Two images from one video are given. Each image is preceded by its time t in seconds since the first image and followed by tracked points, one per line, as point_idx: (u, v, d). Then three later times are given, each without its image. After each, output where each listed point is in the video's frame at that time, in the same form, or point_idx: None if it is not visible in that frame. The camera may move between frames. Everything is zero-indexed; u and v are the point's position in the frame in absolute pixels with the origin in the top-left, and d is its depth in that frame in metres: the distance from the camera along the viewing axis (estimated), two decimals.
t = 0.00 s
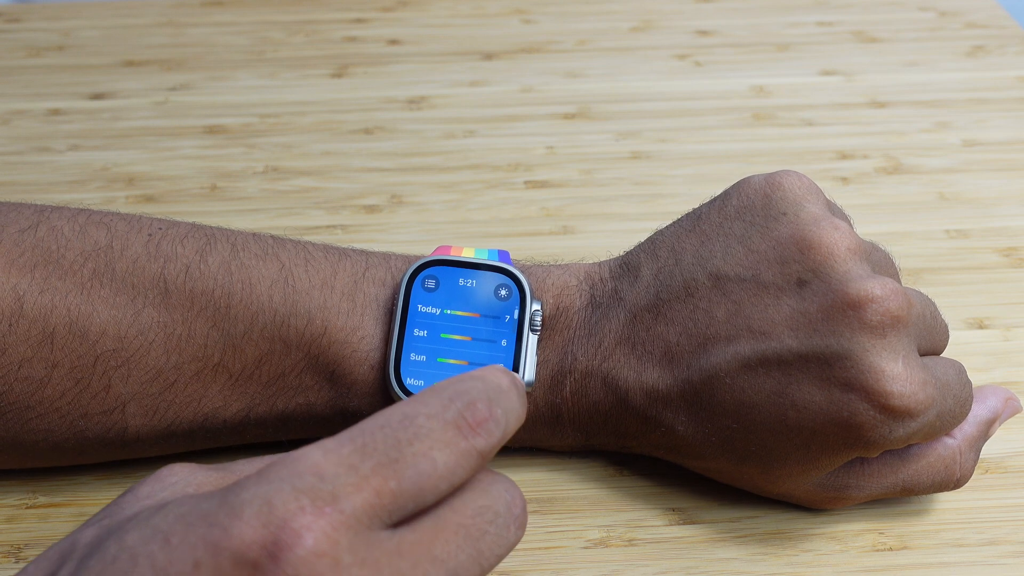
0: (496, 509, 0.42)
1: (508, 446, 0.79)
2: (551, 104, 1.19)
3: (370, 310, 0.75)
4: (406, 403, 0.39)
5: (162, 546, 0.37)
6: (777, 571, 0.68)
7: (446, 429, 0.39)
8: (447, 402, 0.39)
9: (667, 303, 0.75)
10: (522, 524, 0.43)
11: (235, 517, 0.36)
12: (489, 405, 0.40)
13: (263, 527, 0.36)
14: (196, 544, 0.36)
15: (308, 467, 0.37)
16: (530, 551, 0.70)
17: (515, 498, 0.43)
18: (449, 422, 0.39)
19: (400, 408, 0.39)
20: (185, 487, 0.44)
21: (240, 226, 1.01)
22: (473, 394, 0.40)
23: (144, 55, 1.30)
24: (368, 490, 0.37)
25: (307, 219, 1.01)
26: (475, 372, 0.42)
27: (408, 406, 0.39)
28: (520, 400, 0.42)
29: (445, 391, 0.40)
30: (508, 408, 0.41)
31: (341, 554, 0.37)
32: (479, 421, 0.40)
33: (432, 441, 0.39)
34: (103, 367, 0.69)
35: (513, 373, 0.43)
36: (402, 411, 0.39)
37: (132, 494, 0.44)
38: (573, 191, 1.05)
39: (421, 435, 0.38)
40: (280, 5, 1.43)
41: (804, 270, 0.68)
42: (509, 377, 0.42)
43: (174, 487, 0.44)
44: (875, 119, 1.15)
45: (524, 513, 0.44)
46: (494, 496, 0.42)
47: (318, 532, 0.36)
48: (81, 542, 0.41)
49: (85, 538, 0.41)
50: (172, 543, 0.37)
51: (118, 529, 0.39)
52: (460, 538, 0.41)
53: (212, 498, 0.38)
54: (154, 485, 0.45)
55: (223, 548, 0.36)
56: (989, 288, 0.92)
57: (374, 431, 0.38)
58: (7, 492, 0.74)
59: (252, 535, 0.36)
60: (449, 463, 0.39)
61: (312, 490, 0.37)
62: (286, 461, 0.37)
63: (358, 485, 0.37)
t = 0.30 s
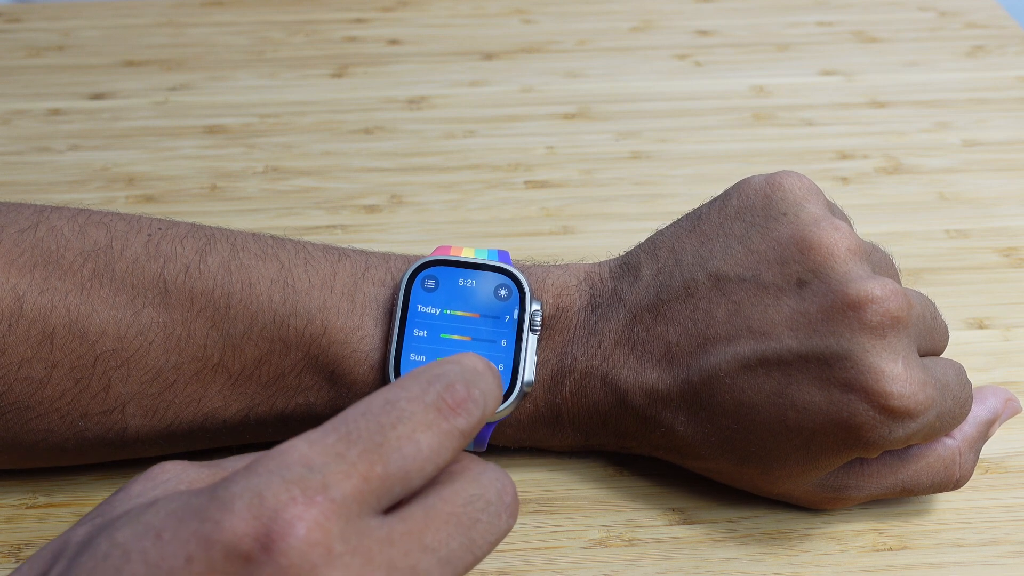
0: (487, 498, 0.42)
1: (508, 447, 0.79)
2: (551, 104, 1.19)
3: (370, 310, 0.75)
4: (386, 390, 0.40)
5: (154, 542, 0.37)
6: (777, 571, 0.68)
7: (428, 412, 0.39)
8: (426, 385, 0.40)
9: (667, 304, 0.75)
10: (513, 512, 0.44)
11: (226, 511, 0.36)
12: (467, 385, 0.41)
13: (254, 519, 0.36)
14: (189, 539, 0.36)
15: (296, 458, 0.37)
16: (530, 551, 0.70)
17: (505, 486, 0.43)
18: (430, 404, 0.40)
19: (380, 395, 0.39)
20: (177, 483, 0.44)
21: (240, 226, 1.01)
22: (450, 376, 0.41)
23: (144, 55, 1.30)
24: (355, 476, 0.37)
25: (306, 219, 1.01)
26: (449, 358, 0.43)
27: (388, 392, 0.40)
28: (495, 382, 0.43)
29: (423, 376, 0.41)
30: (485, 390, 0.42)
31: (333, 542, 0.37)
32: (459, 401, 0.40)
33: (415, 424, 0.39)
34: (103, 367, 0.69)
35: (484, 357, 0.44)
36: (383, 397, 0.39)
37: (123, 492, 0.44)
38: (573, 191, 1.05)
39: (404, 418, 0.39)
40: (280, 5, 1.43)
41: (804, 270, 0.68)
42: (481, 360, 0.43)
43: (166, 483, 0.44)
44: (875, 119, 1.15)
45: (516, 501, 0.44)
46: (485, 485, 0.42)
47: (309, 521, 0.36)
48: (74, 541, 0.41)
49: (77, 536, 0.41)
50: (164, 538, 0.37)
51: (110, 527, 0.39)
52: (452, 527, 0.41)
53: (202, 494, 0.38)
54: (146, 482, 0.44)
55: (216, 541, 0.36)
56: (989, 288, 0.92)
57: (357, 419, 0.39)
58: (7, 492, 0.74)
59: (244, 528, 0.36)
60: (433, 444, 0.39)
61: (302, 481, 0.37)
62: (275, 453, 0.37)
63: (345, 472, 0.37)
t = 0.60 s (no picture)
0: (478, 484, 0.43)
1: (509, 447, 0.79)
2: (551, 104, 1.19)
3: (370, 310, 0.75)
4: (370, 381, 0.40)
5: (150, 535, 0.37)
6: (777, 572, 0.68)
7: (413, 398, 0.40)
8: (408, 373, 0.40)
9: (667, 306, 0.75)
10: (504, 498, 0.44)
11: (222, 500, 0.36)
12: (448, 373, 0.41)
13: (251, 508, 0.36)
14: (185, 530, 0.36)
15: (290, 447, 0.37)
16: (530, 551, 0.70)
17: (495, 473, 0.44)
18: (413, 390, 0.40)
19: (365, 385, 0.40)
20: (169, 480, 0.44)
21: (240, 226, 1.01)
22: (431, 364, 0.41)
23: (144, 55, 1.30)
24: (347, 462, 0.37)
25: (307, 219, 1.01)
26: (428, 350, 0.43)
27: (372, 381, 0.40)
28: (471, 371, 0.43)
29: (406, 365, 0.41)
30: (466, 378, 0.42)
31: (328, 528, 0.37)
32: (441, 389, 0.41)
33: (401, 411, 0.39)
34: (103, 367, 0.69)
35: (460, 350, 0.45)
36: (369, 387, 0.39)
37: (114, 490, 0.44)
38: (573, 191, 1.05)
39: (390, 405, 0.39)
40: (280, 5, 1.43)
41: (805, 273, 0.68)
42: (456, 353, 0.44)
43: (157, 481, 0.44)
44: (875, 119, 1.15)
45: (506, 488, 0.45)
46: (475, 471, 0.43)
47: (305, 507, 0.36)
48: (66, 538, 0.40)
49: (71, 532, 0.41)
50: (161, 530, 0.37)
51: (103, 522, 0.39)
52: (445, 513, 0.41)
53: (197, 485, 0.38)
54: (136, 479, 0.44)
55: (213, 531, 0.36)
56: (989, 289, 0.92)
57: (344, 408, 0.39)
58: (7, 492, 0.74)
59: (241, 517, 0.36)
60: (419, 430, 0.39)
61: (296, 468, 0.37)
62: (267, 443, 0.37)
63: (338, 458, 0.37)
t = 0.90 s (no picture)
0: (478, 478, 0.43)
1: (509, 447, 0.79)
2: (551, 104, 1.19)
3: (370, 309, 0.75)
4: (372, 369, 0.39)
5: (153, 533, 0.37)
6: (777, 572, 0.68)
7: (414, 389, 0.39)
8: (410, 363, 0.39)
9: (667, 304, 0.75)
10: (504, 491, 0.44)
11: (225, 500, 0.37)
12: (451, 358, 0.40)
13: (254, 506, 0.37)
14: (189, 528, 0.37)
15: (291, 444, 0.37)
16: (530, 551, 0.70)
17: (495, 467, 0.44)
18: (414, 381, 0.39)
19: (367, 375, 0.39)
20: (166, 478, 0.45)
21: (240, 226, 1.01)
22: (434, 351, 0.40)
23: (144, 55, 1.30)
24: (349, 458, 0.37)
25: (307, 219, 1.01)
26: (440, 329, 0.41)
27: (374, 372, 0.39)
28: (487, 352, 0.41)
29: (408, 351, 0.40)
30: (471, 362, 0.40)
31: (331, 525, 0.38)
32: (443, 376, 0.39)
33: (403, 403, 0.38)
34: (103, 367, 0.69)
35: (481, 323, 0.43)
36: (367, 376, 0.39)
37: (112, 488, 0.44)
38: (573, 191, 1.05)
39: (390, 398, 0.38)
40: (280, 5, 1.43)
41: (804, 271, 0.68)
42: (475, 329, 0.42)
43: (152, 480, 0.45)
44: (875, 119, 1.15)
45: (506, 482, 0.45)
46: (475, 465, 0.43)
47: (308, 505, 0.37)
48: (66, 538, 0.41)
49: (70, 532, 0.41)
50: (163, 529, 0.37)
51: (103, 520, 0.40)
52: (445, 507, 0.41)
53: (199, 484, 0.38)
54: (132, 478, 0.44)
55: (216, 529, 0.37)
56: (988, 288, 0.92)
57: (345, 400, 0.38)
58: (7, 492, 0.74)
59: (244, 514, 0.37)
60: (419, 422, 0.38)
61: (298, 466, 0.37)
62: (268, 441, 0.38)
63: (339, 454, 0.37)
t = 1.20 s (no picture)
0: (491, 495, 0.43)
1: (509, 446, 0.79)
2: (551, 104, 1.19)
3: (370, 310, 0.75)
4: (398, 387, 0.40)
5: (165, 536, 0.37)
6: (777, 572, 0.68)
7: (437, 411, 0.39)
8: (436, 383, 0.39)
9: (666, 303, 0.75)
10: (516, 508, 0.44)
11: (238, 505, 0.37)
12: (477, 383, 0.40)
13: (267, 513, 0.37)
14: (201, 533, 0.37)
15: (307, 454, 0.37)
16: (530, 551, 0.70)
17: (507, 484, 0.44)
18: (438, 403, 0.39)
19: (391, 392, 0.39)
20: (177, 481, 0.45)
21: (240, 226, 1.01)
22: (462, 374, 0.40)
23: (144, 55, 1.30)
24: (364, 473, 0.37)
25: (307, 219, 1.01)
26: (466, 352, 0.42)
27: (398, 390, 0.39)
28: (512, 377, 0.42)
29: (434, 373, 0.40)
30: (498, 387, 0.41)
31: (342, 537, 0.38)
32: (469, 401, 0.40)
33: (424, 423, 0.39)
34: (102, 367, 0.69)
35: (507, 348, 0.42)
36: (391, 395, 0.39)
37: (125, 489, 0.44)
38: (573, 191, 1.05)
39: (412, 418, 0.38)
40: (280, 6, 1.43)
41: (803, 270, 0.68)
42: (501, 354, 0.42)
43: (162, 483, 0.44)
44: (875, 119, 1.15)
45: (518, 499, 0.45)
46: (488, 482, 0.43)
47: (320, 516, 0.37)
48: (77, 538, 0.41)
49: (82, 532, 0.41)
50: (175, 532, 0.37)
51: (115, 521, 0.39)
52: (457, 523, 0.41)
53: (212, 487, 0.38)
54: (145, 479, 0.44)
55: (229, 534, 0.37)
56: (988, 289, 0.92)
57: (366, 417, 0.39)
58: (7, 493, 0.74)
59: (256, 520, 0.37)
60: (440, 444, 0.39)
61: (312, 476, 0.37)
62: (285, 449, 0.38)
63: (355, 469, 0.37)
